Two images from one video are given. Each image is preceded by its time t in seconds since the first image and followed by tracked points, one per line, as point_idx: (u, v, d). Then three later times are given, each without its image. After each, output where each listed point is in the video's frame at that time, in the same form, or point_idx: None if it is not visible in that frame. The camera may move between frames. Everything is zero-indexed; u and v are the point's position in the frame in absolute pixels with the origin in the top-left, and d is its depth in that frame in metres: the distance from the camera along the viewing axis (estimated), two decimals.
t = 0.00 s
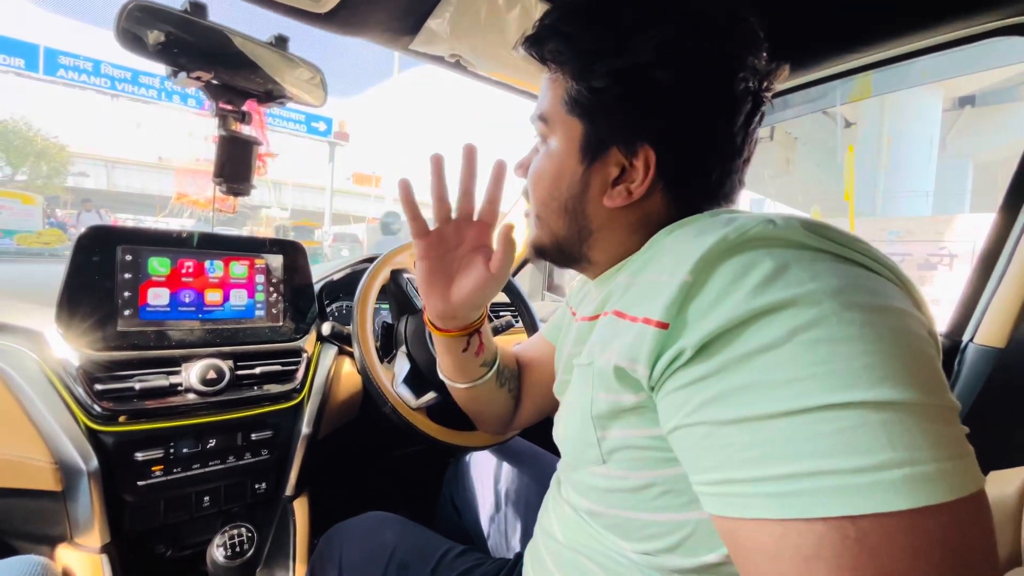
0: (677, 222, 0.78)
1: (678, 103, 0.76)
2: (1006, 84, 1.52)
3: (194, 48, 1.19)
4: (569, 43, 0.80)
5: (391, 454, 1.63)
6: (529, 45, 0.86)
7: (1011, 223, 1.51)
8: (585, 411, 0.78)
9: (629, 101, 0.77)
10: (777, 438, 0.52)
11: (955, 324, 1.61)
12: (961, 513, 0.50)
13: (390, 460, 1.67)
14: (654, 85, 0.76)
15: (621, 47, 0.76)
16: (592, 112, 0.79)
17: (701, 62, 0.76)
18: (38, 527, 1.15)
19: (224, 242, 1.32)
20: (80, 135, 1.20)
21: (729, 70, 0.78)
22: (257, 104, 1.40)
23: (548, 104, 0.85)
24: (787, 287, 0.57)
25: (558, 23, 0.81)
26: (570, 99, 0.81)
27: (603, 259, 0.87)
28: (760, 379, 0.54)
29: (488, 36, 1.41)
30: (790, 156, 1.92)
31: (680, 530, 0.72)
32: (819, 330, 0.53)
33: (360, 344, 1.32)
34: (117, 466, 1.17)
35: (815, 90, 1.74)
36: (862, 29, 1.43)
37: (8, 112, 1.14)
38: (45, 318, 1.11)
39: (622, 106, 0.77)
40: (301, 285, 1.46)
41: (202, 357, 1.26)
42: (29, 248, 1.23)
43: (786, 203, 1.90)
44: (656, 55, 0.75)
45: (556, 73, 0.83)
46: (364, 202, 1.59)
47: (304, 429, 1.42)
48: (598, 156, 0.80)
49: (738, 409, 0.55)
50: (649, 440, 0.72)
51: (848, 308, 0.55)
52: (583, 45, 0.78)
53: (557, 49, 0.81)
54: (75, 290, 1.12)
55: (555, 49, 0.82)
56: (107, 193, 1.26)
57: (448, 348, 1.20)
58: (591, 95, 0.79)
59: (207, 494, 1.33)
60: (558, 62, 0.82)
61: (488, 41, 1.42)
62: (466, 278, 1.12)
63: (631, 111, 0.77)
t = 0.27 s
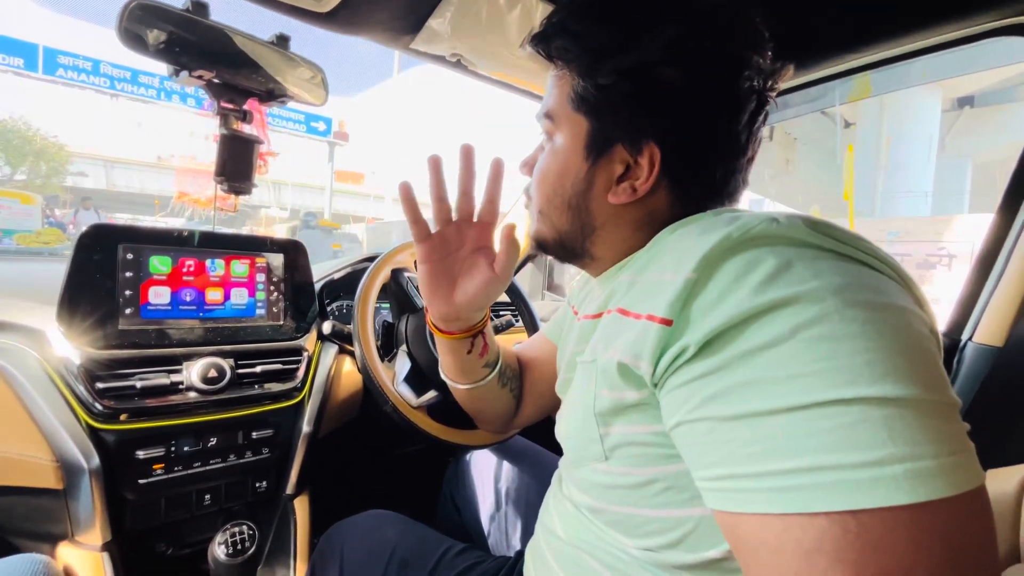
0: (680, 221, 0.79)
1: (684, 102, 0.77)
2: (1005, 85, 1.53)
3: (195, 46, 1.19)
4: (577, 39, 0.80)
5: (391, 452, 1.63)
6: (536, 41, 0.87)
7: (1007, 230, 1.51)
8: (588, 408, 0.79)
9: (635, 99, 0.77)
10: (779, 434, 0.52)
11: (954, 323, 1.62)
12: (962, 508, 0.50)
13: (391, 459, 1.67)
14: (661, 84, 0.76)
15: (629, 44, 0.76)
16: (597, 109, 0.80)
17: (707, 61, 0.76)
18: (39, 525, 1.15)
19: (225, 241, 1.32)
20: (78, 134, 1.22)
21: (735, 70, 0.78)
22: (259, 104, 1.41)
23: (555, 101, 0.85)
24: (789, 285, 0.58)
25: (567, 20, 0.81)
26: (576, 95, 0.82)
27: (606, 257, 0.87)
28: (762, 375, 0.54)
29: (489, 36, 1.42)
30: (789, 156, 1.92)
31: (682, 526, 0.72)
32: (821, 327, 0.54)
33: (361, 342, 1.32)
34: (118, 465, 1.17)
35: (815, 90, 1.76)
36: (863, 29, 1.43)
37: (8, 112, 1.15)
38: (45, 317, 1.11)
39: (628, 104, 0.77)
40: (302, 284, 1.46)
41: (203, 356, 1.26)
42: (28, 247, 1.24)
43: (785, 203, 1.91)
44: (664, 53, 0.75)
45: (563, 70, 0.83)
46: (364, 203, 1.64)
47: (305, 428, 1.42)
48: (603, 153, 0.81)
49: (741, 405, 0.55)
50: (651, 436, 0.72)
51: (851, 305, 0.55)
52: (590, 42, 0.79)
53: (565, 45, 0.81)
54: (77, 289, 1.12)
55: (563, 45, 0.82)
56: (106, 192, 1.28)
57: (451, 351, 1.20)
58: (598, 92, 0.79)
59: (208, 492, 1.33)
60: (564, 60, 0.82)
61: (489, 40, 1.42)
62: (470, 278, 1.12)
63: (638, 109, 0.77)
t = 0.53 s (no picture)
0: (681, 219, 0.79)
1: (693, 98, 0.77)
2: (1002, 84, 1.53)
3: (192, 46, 1.18)
4: (583, 38, 0.80)
5: (390, 453, 1.63)
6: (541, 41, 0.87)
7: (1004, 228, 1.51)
8: (588, 406, 0.78)
9: (641, 96, 0.77)
10: (779, 431, 0.52)
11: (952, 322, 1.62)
12: (960, 506, 0.50)
13: (389, 459, 1.67)
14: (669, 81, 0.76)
15: (638, 42, 0.77)
16: (606, 107, 0.80)
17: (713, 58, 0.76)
18: (36, 527, 1.14)
19: (223, 241, 1.31)
20: (77, 135, 1.17)
21: (742, 68, 0.79)
22: (256, 103, 1.41)
23: (559, 101, 0.84)
24: (789, 283, 0.58)
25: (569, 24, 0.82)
26: (583, 94, 0.81)
27: (608, 255, 0.87)
28: (761, 373, 0.54)
29: (487, 35, 1.41)
30: (787, 156, 1.92)
31: (681, 524, 0.72)
32: (821, 324, 0.54)
33: (360, 343, 1.32)
34: (115, 466, 1.17)
35: (811, 90, 1.77)
36: (860, 28, 1.43)
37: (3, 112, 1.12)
38: (42, 318, 1.11)
39: (634, 102, 0.78)
40: (301, 284, 1.45)
41: (201, 356, 1.26)
42: (24, 248, 1.22)
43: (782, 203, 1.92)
44: (672, 51, 0.75)
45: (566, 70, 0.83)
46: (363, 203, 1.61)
47: (303, 428, 1.42)
48: (612, 151, 0.80)
49: (740, 402, 0.55)
50: (652, 434, 0.72)
51: (850, 303, 0.55)
52: (597, 41, 0.79)
53: (573, 44, 0.81)
54: (73, 289, 1.12)
55: (569, 45, 0.82)
56: (102, 193, 1.24)
57: (449, 354, 1.20)
58: (606, 89, 0.79)
59: (206, 493, 1.33)
60: (570, 58, 0.82)
61: (487, 40, 1.42)
62: (465, 281, 1.13)
63: (643, 107, 0.77)
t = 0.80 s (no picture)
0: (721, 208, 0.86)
1: (702, 105, 0.91)
2: (998, 82, 1.53)
3: (186, 46, 1.18)
4: (605, 45, 0.88)
5: (389, 455, 1.61)
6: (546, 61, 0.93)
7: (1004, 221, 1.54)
8: (592, 404, 0.78)
9: (676, 98, 0.87)
10: (787, 430, 0.51)
11: (951, 321, 1.62)
12: (973, 507, 0.49)
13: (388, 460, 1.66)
14: (684, 90, 0.88)
15: (656, 50, 0.88)
16: (653, 102, 0.86)
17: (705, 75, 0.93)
18: (29, 533, 1.13)
19: (217, 242, 1.30)
20: (75, 138, 1.17)
21: (718, 89, 0.95)
22: (251, 104, 1.40)
23: (597, 106, 0.86)
24: (803, 280, 0.56)
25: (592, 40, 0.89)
26: (630, 92, 0.86)
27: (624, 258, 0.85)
28: (772, 371, 0.53)
29: (483, 34, 1.40)
30: (783, 155, 1.90)
31: (685, 523, 0.71)
32: (835, 323, 0.52)
33: (356, 344, 1.31)
34: (110, 471, 1.16)
35: (808, 89, 1.72)
36: (859, 26, 1.42)
37: None
38: (37, 319, 1.10)
39: (668, 102, 0.86)
40: (296, 285, 1.44)
41: (196, 359, 1.25)
42: (18, 250, 1.18)
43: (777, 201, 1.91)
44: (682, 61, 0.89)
45: (596, 74, 0.87)
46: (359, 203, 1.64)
47: (299, 431, 1.41)
48: (671, 139, 0.85)
49: (752, 399, 0.54)
50: (656, 432, 0.71)
51: (866, 302, 0.54)
52: (621, 46, 0.88)
53: (597, 51, 0.88)
54: (65, 293, 1.10)
55: (591, 54, 0.89)
56: (97, 195, 1.22)
57: (445, 361, 1.19)
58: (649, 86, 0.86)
59: (202, 497, 1.32)
60: (604, 64, 0.87)
61: (482, 38, 1.41)
62: (453, 288, 1.12)
63: (678, 107, 0.87)
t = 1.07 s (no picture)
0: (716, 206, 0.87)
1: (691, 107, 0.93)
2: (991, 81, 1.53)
3: (181, 49, 1.17)
4: (603, 43, 0.89)
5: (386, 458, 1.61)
6: (542, 58, 0.93)
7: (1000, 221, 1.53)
8: (587, 409, 0.77)
9: (671, 98, 0.89)
10: (783, 434, 0.51)
11: (948, 320, 1.62)
12: (970, 510, 0.49)
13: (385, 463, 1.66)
14: (677, 91, 0.91)
15: (650, 51, 0.90)
16: (653, 99, 0.86)
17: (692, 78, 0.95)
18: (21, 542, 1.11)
19: (212, 247, 1.29)
20: (65, 140, 1.19)
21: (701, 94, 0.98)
22: (245, 106, 1.39)
23: (602, 102, 0.85)
24: (797, 283, 0.56)
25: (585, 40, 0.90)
26: (632, 89, 0.86)
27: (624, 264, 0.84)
28: (768, 375, 0.53)
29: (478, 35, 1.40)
30: (780, 154, 1.93)
31: (682, 527, 0.71)
32: (830, 325, 0.52)
33: (353, 347, 1.30)
34: (105, 477, 1.15)
35: (805, 88, 1.70)
36: (853, 26, 1.42)
37: None
38: (30, 326, 1.09)
39: (666, 101, 0.88)
40: (293, 290, 1.44)
41: (192, 364, 1.24)
42: (16, 254, 1.17)
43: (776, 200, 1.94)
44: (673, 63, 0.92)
45: (603, 70, 0.87)
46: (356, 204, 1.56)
47: (297, 435, 1.40)
48: (670, 137, 0.87)
49: (748, 403, 0.54)
50: (653, 436, 0.70)
51: (860, 303, 0.53)
52: (619, 44, 0.89)
53: (597, 48, 0.89)
54: (60, 298, 1.10)
55: (589, 51, 0.89)
56: (93, 198, 1.21)
57: (450, 375, 1.18)
58: (647, 85, 0.87)
59: (198, 503, 1.31)
60: (607, 61, 0.88)
61: (477, 40, 1.41)
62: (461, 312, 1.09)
63: (674, 106, 0.89)
